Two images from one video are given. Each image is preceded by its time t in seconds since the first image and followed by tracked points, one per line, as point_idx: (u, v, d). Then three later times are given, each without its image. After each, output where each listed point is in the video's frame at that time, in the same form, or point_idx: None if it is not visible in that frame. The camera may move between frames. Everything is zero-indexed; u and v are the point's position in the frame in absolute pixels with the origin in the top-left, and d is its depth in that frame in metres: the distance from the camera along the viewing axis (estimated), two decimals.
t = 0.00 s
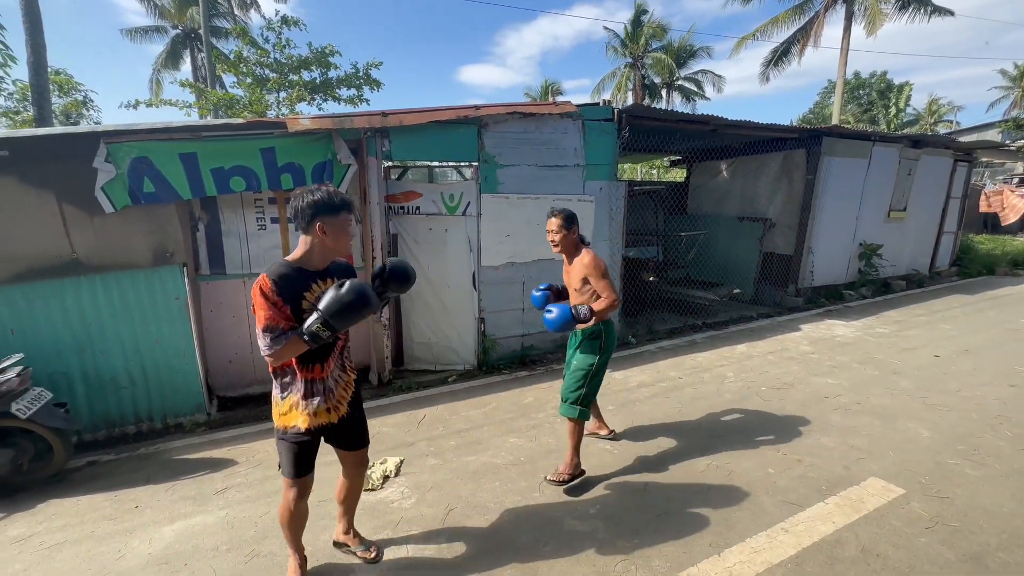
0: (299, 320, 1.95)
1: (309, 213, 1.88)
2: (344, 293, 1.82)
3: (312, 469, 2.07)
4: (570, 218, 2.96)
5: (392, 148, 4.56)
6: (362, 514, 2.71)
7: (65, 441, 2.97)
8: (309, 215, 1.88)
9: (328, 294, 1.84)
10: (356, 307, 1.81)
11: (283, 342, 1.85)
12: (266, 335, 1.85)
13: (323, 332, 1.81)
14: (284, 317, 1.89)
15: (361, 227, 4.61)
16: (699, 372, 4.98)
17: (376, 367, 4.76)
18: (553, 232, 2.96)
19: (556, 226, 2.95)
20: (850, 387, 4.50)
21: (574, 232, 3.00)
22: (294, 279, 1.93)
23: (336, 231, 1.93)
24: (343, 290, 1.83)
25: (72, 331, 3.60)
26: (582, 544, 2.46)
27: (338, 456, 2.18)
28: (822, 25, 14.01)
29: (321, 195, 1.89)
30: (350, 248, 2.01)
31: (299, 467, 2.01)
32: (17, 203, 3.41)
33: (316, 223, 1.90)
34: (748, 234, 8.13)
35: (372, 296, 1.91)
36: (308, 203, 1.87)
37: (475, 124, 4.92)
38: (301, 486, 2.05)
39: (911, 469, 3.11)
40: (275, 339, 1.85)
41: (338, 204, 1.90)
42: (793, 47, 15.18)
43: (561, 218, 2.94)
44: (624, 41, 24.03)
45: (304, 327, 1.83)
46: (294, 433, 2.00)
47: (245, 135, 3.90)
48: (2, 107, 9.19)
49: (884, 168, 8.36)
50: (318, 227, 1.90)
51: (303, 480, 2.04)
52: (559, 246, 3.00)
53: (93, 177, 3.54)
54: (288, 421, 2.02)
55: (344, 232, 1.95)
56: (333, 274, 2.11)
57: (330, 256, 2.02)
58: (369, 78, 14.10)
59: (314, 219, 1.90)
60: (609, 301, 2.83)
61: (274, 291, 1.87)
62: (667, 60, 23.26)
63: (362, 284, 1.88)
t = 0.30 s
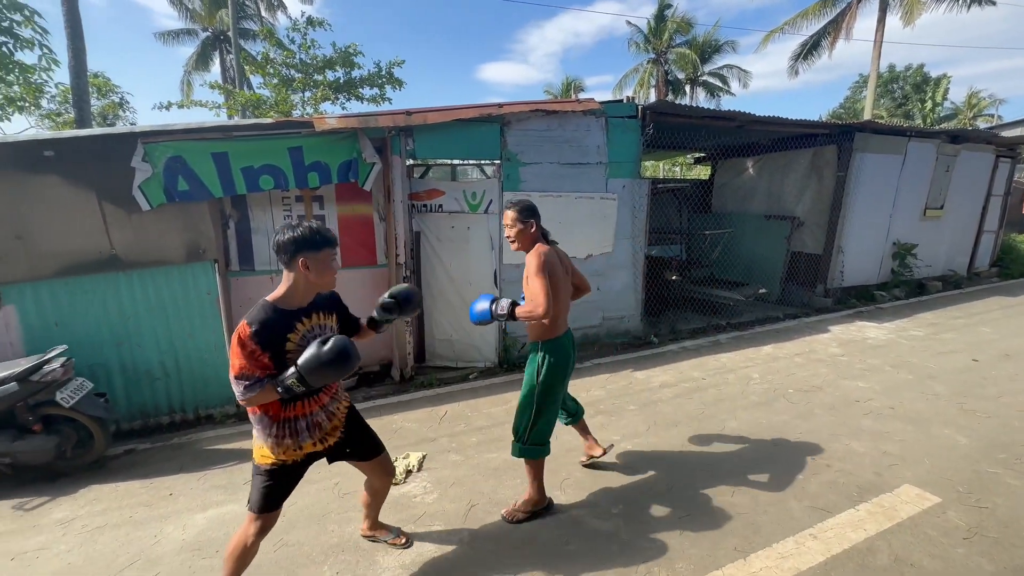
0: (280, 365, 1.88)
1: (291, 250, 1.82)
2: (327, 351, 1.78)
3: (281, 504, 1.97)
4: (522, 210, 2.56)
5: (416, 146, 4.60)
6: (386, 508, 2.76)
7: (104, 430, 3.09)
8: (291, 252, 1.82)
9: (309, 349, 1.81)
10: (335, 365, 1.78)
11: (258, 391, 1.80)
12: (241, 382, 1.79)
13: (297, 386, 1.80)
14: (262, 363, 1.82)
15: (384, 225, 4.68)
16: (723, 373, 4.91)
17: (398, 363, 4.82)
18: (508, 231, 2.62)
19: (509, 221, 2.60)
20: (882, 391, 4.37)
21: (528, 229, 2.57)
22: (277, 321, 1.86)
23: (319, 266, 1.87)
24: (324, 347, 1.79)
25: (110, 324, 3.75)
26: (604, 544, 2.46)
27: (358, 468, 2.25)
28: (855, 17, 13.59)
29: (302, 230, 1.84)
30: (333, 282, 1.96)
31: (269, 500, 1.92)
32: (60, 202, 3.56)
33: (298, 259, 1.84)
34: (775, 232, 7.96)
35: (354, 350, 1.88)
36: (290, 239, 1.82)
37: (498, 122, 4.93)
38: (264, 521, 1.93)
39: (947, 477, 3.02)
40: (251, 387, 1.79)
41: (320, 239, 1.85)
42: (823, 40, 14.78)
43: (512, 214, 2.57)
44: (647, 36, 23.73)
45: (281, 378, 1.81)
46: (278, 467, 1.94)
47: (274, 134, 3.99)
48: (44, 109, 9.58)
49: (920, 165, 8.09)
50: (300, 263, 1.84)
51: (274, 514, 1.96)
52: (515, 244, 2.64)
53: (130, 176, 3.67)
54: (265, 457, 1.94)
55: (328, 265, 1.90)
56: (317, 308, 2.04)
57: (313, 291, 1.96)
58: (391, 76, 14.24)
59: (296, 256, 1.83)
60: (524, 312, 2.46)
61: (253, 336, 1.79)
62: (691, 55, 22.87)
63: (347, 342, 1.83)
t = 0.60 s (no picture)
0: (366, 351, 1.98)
1: (339, 249, 1.88)
2: (411, 313, 1.89)
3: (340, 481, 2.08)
4: (517, 223, 2.25)
5: (444, 145, 4.64)
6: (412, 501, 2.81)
7: (146, 418, 3.23)
8: (339, 252, 1.88)
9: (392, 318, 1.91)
10: (422, 322, 1.89)
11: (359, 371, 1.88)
12: (339, 368, 1.88)
13: (395, 351, 1.87)
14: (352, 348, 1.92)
15: (412, 222, 4.74)
16: (753, 376, 4.81)
17: (423, 359, 4.88)
18: (495, 238, 2.30)
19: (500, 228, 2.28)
20: (921, 399, 4.22)
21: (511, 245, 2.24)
22: (347, 313, 1.93)
23: (367, 261, 1.92)
24: (407, 312, 1.90)
25: (153, 317, 3.91)
26: (631, 545, 2.45)
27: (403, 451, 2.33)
28: (895, 8, 13.07)
29: (345, 230, 1.89)
30: (381, 275, 2.01)
31: (328, 478, 2.02)
32: (108, 199, 3.73)
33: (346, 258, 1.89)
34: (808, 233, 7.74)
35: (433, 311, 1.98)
36: (336, 240, 1.87)
37: (525, 120, 4.94)
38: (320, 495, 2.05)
39: (993, 490, 2.89)
40: (351, 370, 1.88)
41: (364, 238, 1.89)
42: (861, 33, 14.29)
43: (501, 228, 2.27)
44: (676, 32, 23.35)
45: (376, 351, 1.89)
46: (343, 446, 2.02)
47: (307, 134, 4.09)
48: (89, 110, 10.03)
49: (965, 163, 7.75)
50: (349, 262, 1.90)
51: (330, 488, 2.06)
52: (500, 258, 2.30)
53: (172, 175, 3.81)
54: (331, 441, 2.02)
55: (374, 261, 1.95)
56: (376, 299, 2.09)
57: (366, 286, 2.01)
58: (417, 76, 14.39)
59: (344, 255, 1.89)
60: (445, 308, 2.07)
61: (335, 328, 1.89)
62: (721, 51, 22.39)
63: (424, 306, 1.94)
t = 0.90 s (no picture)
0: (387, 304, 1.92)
1: (306, 236, 1.91)
2: (437, 261, 2.00)
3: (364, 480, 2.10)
4: (544, 227, 2.33)
5: (471, 144, 4.66)
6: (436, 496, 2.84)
7: (184, 407, 3.35)
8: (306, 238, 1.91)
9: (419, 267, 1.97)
10: (450, 264, 2.00)
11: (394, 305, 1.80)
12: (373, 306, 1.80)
13: (429, 286, 1.88)
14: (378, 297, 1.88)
15: (438, 221, 4.79)
16: (783, 381, 4.70)
17: (447, 356, 4.92)
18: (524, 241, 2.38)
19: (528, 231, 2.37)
20: (963, 409, 4.06)
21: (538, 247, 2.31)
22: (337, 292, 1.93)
23: (335, 247, 1.94)
24: (432, 261, 1.99)
25: (190, 310, 4.05)
26: (656, 549, 2.43)
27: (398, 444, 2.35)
28: (939, 1, 12.54)
29: (312, 217, 1.92)
30: (352, 264, 2.01)
31: (350, 476, 2.04)
32: (150, 196, 3.88)
33: (313, 244, 1.92)
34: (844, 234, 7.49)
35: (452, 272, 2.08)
36: (303, 226, 1.91)
37: (552, 119, 4.93)
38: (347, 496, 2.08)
39: None
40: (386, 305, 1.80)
41: (335, 223, 1.92)
42: (902, 27, 13.77)
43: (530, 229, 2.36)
44: (706, 29, 22.93)
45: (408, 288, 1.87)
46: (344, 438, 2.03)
47: (338, 133, 4.17)
48: (132, 112, 10.46)
49: (1014, 163, 7.40)
50: (316, 247, 1.92)
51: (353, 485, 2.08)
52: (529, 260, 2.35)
53: (210, 174, 3.95)
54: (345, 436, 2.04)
55: (343, 248, 1.97)
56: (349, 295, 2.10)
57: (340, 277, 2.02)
58: (443, 76, 14.51)
59: (313, 240, 1.92)
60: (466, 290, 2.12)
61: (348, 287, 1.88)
62: (752, 47, 21.88)
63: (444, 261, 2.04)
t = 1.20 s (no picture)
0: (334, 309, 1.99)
1: (262, 220, 1.90)
2: (382, 274, 2.17)
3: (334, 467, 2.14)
4: (562, 227, 2.29)
5: (495, 144, 4.68)
6: (457, 494, 2.88)
7: (216, 399, 3.47)
8: (262, 223, 1.90)
9: (364, 278, 2.12)
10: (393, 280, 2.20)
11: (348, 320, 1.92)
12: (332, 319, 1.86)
13: (377, 303, 2.07)
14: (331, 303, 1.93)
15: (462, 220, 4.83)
16: (812, 388, 4.59)
17: (469, 355, 4.96)
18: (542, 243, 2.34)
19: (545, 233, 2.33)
20: (1006, 421, 3.90)
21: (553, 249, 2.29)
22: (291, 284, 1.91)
23: (291, 233, 1.95)
24: (376, 275, 2.16)
25: (222, 305, 4.19)
26: (679, 555, 2.41)
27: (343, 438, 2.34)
28: None
29: (270, 202, 1.92)
30: (307, 253, 2.04)
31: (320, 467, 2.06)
32: (186, 195, 4.02)
33: (269, 229, 1.92)
34: (879, 237, 7.24)
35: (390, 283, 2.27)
36: (260, 211, 1.89)
37: (577, 119, 4.91)
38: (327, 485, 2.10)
39: None
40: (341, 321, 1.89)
41: (291, 210, 1.93)
42: (945, 21, 13.24)
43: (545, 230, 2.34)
44: (736, 26, 22.49)
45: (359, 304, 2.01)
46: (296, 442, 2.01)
47: (366, 134, 4.25)
48: (169, 114, 10.82)
49: None
50: (272, 232, 1.92)
51: (322, 486, 2.08)
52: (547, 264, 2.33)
53: (244, 173, 4.07)
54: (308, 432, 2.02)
55: (299, 235, 1.98)
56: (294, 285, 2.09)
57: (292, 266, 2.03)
58: (467, 76, 14.60)
59: (268, 225, 1.91)
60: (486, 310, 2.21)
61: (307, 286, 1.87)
62: (783, 44, 21.36)
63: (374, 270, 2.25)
